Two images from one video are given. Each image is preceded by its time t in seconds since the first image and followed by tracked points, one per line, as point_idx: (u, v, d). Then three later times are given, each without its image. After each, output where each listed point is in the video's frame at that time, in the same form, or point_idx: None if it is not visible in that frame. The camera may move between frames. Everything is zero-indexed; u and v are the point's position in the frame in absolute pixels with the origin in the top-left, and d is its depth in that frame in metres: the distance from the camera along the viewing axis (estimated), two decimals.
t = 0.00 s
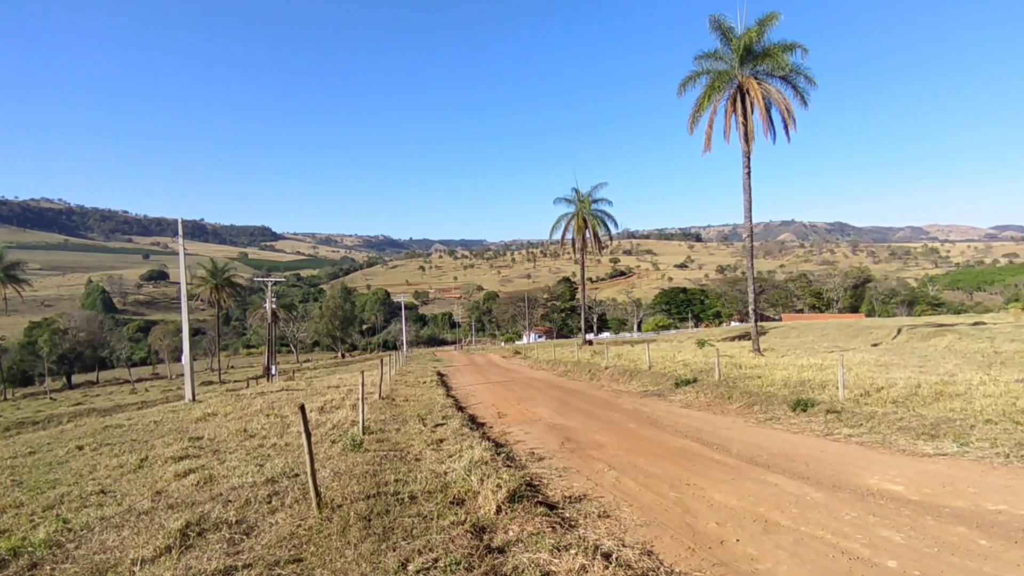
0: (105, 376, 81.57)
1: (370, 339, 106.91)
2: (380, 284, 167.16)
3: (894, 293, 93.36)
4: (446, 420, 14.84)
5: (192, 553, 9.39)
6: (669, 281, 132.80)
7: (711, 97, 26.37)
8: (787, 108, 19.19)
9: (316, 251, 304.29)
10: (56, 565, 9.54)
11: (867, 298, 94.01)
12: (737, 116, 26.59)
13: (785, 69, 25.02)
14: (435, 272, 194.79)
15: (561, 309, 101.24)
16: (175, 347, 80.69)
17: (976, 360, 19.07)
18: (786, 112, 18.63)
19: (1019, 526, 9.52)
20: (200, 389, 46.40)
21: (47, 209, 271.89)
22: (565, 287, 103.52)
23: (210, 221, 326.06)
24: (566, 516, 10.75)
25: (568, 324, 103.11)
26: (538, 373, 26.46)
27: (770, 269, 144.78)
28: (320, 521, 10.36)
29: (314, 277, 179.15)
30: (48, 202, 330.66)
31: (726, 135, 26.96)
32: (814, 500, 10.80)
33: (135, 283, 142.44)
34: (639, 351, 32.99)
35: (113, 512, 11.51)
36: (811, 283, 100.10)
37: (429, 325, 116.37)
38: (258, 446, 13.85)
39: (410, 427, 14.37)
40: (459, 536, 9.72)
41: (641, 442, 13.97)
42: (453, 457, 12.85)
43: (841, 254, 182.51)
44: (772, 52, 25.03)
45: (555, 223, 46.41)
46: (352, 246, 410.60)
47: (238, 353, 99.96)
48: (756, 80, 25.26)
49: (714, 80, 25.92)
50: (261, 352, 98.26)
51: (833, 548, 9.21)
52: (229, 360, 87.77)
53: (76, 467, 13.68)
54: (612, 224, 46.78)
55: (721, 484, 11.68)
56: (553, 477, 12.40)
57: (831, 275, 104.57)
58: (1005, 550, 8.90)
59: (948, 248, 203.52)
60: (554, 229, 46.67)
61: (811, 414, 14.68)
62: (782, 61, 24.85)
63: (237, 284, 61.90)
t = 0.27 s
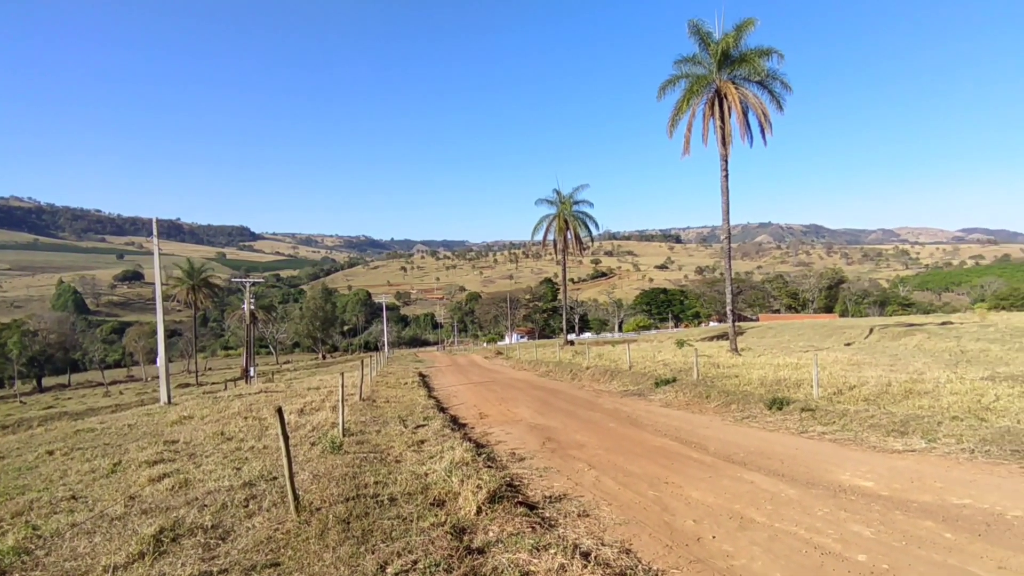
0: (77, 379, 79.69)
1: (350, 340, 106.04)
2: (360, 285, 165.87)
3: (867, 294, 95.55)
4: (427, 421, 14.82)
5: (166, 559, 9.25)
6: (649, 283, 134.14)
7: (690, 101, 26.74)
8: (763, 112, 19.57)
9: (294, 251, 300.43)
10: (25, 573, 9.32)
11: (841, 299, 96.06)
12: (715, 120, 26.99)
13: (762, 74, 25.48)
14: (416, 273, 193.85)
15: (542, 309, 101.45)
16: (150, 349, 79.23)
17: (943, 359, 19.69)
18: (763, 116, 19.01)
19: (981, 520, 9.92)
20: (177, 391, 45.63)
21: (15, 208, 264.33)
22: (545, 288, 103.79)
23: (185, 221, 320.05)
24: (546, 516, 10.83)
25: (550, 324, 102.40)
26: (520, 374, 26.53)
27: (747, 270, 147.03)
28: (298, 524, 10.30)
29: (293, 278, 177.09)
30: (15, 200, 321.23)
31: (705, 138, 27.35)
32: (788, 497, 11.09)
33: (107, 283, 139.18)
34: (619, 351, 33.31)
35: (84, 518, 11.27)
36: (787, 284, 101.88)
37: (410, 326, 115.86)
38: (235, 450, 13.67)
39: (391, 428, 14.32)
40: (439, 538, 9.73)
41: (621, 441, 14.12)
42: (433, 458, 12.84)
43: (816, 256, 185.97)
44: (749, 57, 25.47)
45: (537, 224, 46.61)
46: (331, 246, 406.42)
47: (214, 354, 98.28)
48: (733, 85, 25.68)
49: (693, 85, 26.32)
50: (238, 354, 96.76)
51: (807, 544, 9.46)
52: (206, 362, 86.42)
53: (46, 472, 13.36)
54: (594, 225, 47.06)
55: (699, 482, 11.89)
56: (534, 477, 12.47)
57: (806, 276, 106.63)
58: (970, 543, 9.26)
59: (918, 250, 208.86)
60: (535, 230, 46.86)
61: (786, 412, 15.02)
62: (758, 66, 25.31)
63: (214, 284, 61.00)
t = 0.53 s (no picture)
0: (44, 382, 77.62)
1: (327, 342, 105.16)
2: (337, 285, 164.36)
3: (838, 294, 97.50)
4: (404, 423, 14.77)
5: (136, 566, 9.08)
6: (626, 283, 135.18)
7: (665, 103, 27.01)
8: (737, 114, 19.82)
9: (269, 251, 296.51)
10: None
11: (813, 298, 97.89)
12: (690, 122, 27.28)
13: (735, 78, 25.82)
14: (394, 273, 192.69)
15: (520, 310, 101.69)
16: (121, 351, 77.63)
17: (909, 357, 20.20)
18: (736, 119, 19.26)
19: (944, 514, 10.23)
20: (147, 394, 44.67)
21: None
22: (524, 289, 104.07)
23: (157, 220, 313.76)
24: (522, 516, 10.88)
25: (528, 324, 103.08)
26: (499, 374, 26.49)
27: (722, 271, 149.07)
28: (272, 529, 10.20)
29: (268, 278, 174.70)
30: None
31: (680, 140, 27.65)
32: (760, 494, 11.31)
33: (76, 284, 135.88)
34: (597, 351, 33.51)
35: (51, 524, 11.01)
36: (760, 284, 103.44)
37: (388, 327, 115.43)
38: (208, 453, 13.47)
39: (367, 430, 14.24)
40: (414, 539, 9.73)
41: (598, 441, 14.24)
42: (410, 459, 12.82)
43: (789, 256, 189.37)
44: (723, 61, 25.75)
45: (514, 224, 46.71)
46: (308, 246, 402.07)
47: (188, 356, 96.58)
48: (707, 88, 25.95)
49: (668, 87, 26.58)
50: (212, 356, 95.21)
51: (778, 540, 9.63)
52: (179, 364, 84.89)
53: (11, 478, 13.01)
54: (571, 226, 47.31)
55: (673, 481, 12.06)
56: (511, 478, 12.52)
57: (779, 277, 108.49)
58: (933, 536, 9.54)
59: (886, 251, 213.96)
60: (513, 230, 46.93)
61: (759, 410, 15.28)
62: (732, 70, 25.57)
63: (187, 285, 60.01)
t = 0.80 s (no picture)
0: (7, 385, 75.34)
1: (302, 343, 104.14)
2: (312, 286, 162.55)
3: (808, 295, 99.47)
4: (379, 425, 14.72)
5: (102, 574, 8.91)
6: (602, 284, 136.22)
7: (640, 106, 27.23)
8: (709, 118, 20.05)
9: (242, 252, 292.04)
10: None
11: (784, 299, 99.69)
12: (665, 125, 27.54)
13: (708, 82, 26.09)
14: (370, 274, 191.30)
15: (497, 310, 101.76)
16: (88, 353, 75.82)
17: (874, 356, 20.73)
18: (709, 124, 19.47)
19: (908, 509, 10.54)
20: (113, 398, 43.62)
21: None
22: (500, 289, 104.25)
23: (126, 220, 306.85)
24: (497, 517, 10.93)
25: (505, 324, 103.05)
26: (475, 375, 26.50)
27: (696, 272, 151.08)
28: (243, 533, 10.10)
29: (241, 278, 171.96)
30: None
31: (655, 143, 27.92)
32: (731, 492, 11.53)
33: (40, 284, 132.12)
34: (572, 351, 33.66)
35: (13, 532, 10.74)
36: (733, 285, 105.01)
37: (364, 328, 114.95)
38: (178, 458, 13.27)
39: (342, 432, 14.19)
40: (388, 542, 9.70)
41: (573, 440, 14.35)
42: (385, 462, 12.81)
43: (761, 257, 192.53)
44: (695, 65, 26.00)
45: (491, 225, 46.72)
46: (283, 246, 397.02)
47: (158, 358, 94.70)
48: (681, 91, 26.21)
49: (643, 91, 26.80)
50: (183, 357, 93.54)
51: (749, 537, 9.81)
52: (149, 366, 83.22)
53: None
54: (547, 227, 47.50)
55: (647, 480, 12.21)
56: (486, 479, 12.58)
57: (752, 277, 110.28)
58: (897, 530, 9.81)
59: (854, 252, 218.84)
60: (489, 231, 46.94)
61: (731, 409, 15.55)
62: (705, 73, 25.82)
63: (157, 286, 58.92)
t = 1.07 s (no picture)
0: None
1: (275, 344, 103.10)
2: (287, 287, 160.60)
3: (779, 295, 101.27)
4: (354, 427, 14.70)
5: None
6: (579, 284, 137.00)
7: (614, 109, 27.44)
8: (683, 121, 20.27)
9: (214, 252, 287.25)
10: None
11: (756, 299, 101.30)
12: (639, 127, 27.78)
13: (680, 86, 26.43)
14: (345, 275, 189.59)
15: (473, 311, 101.69)
16: (54, 356, 73.98)
17: (842, 355, 21.20)
18: (682, 126, 19.67)
19: (874, 505, 10.79)
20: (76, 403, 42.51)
21: None
22: (477, 290, 104.31)
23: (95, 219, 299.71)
24: (471, 518, 10.96)
25: (481, 325, 101.79)
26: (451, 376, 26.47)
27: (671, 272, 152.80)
28: (213, 538, 9.97)
29: (213, 279, 169.21)
30: None
31: (629, 145, 28.16)
32: (703, 490, 11.70)
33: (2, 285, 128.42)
34: (548, 352, 33.78)
35: None
36: (707, 286, 106.40)
37: (339, 329, 114.54)
38: (148, 462, 13.10)
39: (316, 434, 14.17)
40: (361, 545, 9.64)
41: (548, 441, 14.47)
42: (359, 464, 12.85)
43: (734, 259, 195.26)
44: (669, 69, 26.32)
45: (467, 225, 46.67)
46: (258, 246, 391.74)
47: (128, 360, 92.74)
48: (655, 94, 26.50)
49: (617, 93, 27.02)
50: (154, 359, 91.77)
51: (720, 535, 9.96)
52: (117, 369, 81.53)
53: None
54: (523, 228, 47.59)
55: (621, 479, 12.37)
56: (461, 480, 12.64)
57: (725, 278, 111.82)
58: (864, 526, 10.04)
59: (823, 254, 223.27)
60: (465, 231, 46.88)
61: (704, 408, 15.80)
62: (677, 78, 26.21)
63: (126, 288, 57.83)
